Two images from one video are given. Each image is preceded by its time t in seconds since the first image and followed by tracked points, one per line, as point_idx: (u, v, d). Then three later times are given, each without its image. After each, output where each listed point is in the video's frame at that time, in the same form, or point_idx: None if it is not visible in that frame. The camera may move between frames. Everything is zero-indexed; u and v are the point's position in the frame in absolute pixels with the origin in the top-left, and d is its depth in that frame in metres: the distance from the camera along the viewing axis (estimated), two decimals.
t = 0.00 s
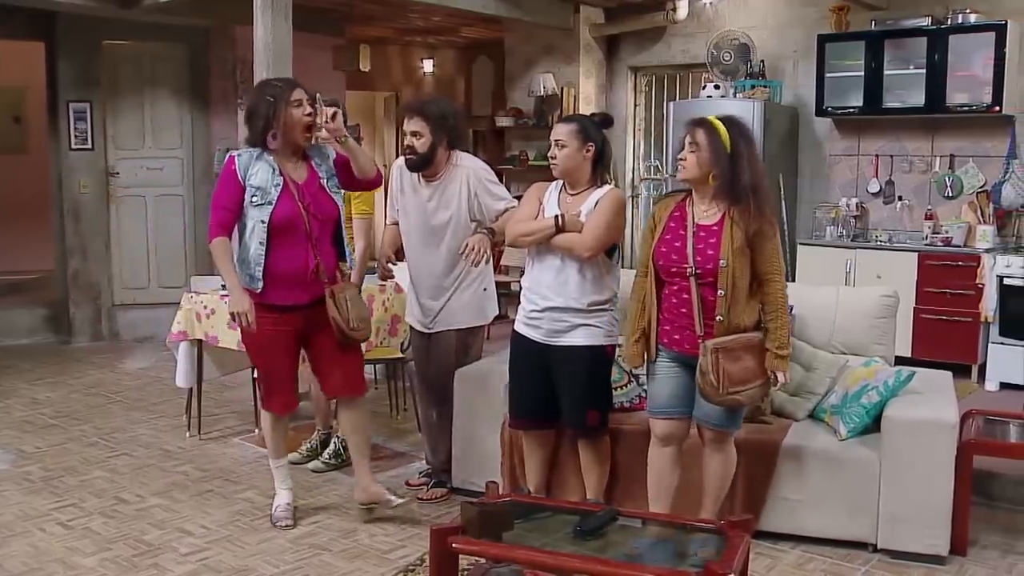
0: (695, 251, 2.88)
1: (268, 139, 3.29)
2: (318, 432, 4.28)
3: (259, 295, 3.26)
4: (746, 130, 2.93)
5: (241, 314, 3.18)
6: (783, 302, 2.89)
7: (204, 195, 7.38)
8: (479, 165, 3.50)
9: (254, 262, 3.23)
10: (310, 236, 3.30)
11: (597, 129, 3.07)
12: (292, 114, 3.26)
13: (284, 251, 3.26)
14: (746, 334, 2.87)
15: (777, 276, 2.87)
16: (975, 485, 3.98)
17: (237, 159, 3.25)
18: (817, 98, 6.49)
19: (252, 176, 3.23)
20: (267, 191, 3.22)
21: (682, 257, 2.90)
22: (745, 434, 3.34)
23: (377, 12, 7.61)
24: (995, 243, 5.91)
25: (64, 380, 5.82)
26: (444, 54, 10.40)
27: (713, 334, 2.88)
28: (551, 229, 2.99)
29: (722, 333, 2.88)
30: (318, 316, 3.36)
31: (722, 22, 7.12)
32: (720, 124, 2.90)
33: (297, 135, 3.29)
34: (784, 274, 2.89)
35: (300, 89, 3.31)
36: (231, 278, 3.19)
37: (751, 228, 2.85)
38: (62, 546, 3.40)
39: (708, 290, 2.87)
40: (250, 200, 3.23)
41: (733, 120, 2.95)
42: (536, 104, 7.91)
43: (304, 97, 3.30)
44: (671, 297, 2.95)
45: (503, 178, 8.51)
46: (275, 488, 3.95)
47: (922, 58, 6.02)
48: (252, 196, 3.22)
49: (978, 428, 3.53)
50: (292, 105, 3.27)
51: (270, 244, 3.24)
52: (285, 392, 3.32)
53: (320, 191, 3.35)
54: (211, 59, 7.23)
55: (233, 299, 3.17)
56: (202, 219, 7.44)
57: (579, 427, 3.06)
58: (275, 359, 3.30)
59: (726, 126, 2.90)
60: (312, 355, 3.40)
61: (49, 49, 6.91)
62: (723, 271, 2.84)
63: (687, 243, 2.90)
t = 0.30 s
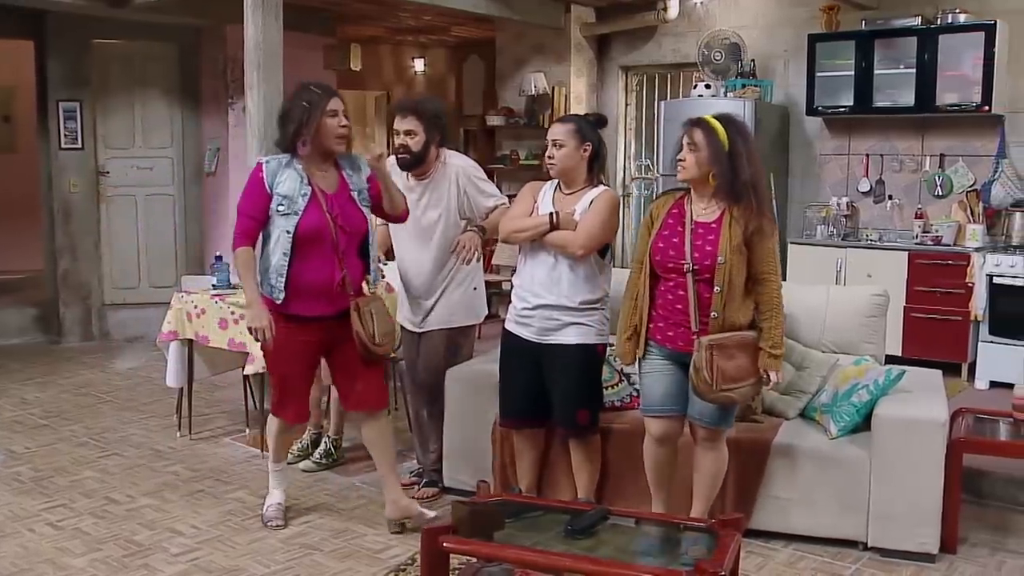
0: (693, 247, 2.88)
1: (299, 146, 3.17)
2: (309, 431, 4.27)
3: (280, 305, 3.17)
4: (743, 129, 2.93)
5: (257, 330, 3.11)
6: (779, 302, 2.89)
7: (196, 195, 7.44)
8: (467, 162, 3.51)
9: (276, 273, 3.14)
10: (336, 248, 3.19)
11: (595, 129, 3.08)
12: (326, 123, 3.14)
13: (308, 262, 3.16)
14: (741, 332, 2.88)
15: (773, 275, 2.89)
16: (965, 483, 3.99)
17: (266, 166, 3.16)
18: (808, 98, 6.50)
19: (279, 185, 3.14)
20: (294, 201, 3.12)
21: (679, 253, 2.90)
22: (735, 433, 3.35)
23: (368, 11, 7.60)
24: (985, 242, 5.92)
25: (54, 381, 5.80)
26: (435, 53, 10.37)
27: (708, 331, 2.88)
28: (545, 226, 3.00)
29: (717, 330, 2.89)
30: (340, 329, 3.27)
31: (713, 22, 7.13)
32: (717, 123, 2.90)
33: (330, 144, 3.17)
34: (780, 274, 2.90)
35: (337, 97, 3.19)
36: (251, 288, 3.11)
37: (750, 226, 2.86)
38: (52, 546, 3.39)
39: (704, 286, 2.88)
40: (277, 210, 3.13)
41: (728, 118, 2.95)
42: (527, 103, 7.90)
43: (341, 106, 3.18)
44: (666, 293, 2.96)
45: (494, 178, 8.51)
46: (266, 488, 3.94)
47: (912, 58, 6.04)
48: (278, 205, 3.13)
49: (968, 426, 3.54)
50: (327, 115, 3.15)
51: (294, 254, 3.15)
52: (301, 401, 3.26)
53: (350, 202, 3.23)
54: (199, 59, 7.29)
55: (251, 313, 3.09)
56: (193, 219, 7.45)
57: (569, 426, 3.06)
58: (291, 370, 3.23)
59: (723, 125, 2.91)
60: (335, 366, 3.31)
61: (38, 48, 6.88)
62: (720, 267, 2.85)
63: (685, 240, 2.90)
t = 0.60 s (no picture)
0: (675, 244, 2.89)
1: (357, 149, 3.07)
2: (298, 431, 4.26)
3: (330, 309, 3.08)
4: (728, 127, 2.94)
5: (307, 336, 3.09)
6: (759, 302, 2.90)
7: (184, 194, 7.43)
8: (453, 163, 3.50)
9: (326, 278, 3.05)
10: (390, 254, 3.09)
11: (588, 128, 3.09)
12: (388, 130, 3.06)
13: (361, 268, 3.07)
14: (722, 329, 2.88)
15: (754, 274, 2.89)
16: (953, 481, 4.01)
17: (321, 167, 3.06)
18: (797, 97, 6.52)
19: (334, 188, 3.05)
20: (348, 206, 3.03)
21: (661, 250, 2.92)
22: (724, 431, 3.35)
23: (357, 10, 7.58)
24: (972, 241, 5.94)
25: (42, 381, 5.77)
26: (424, 52, 10.35)
27: (688, 327, 2.89)
28: (536, 223, 3.00)
29: (697, 327, 2.89)
30: (388, 336, 3.18)
31: (702, 21, 7.14)
32: (703, 121, 2.91)
33: (388, 149, 3.09)
34: (760, 273, 2.90)
35: (400, 102, 3.10)
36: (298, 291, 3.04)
37: (732, 223, 2.87)
38: (40, 548, 3.37)
39: (685, 282, 2.89)
40: (329, 214, 3.05)
41: (713, 116, 2.96)
42: (517, 103, 7.89)
43: (403, 112, 3.09)
44: (648, 290, 2.97)
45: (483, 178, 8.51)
46: (255, 488, 3.93)
47: (900, 58, 6.06)
48: (333, 209, 3.04)
49: (956, 425, 3.56)
50: (390, 121, 3.06)
51: (347, 259, 3.06)
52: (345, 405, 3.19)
53: (405, 209, 3.13)
54: (187, 58, 7.29)
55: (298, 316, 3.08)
56: (182, 218, 7.43)
57: (557, 425, 3.07)
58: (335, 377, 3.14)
59: (709, 123, 2.91)
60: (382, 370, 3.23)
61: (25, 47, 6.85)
62: (701, 264, 2.85)
63: (667, 237, 2.91)
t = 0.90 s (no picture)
0: (652, 241, 2.90)
1: (380, 139, 2.98)
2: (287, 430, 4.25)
3: (358, 302, 2.96)
4: (705, 125, 2.95)
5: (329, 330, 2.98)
6: (736, 295, 2.87)
7: (173, 193, 7.41)
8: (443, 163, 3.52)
9: (352, 270, 2.94)
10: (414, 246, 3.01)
11: (581, 128, 3.10)
12: (413, 122, 2.97)
13: (387, 260, 2.96)
14: (700, 324, 2.88)
15: (731, 269, 2.88)
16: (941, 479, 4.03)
17: (344, 158, 2.97)
18: (785, 96, 6.53)
19: (358, 178, 2.95)
20: (374, 196, 2.93)
21: (638, 247, 2.93)
22: (713, 430, 3.35)
23: (346, 7, 7.57)
24: (960, 240, 5.97)
25: (30, 381, 5.75)
26: (414, 51, 10.34)
27: (667, 323, 2.90)
28: (524, 220, 3.02)
29: (675, 322, 2.90)
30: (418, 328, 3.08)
31: (691, 20, 7.15)
32: (680, 120, 2.93)
33: (411, 140, 3.00)
34: (738, 268, 2.89)
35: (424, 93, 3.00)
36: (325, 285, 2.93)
37: (708, 219, 2.86)
38: (28, 548, 3.36)
39: (662, 279, 2.89)
40: (354, 204, 2.95)
41: (692, 115, 2.97)
42: (506, 101, 7.88)
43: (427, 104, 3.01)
44: (627, 288, 2.97)
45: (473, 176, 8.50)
46: (244, 488, 3.93)
47: (888, 57, 6.08)
48: (357, 199, 2.94)
49: (944, 423, 3.57)
50: (413, 112, 2.97)
51: (373, 250, 2.95)
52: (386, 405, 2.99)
53: (430, 198, 3.05)
54: (176, 56, 7.27)
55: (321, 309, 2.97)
56: (170, 216, 7.41)
57: (548, 422, 3.09)
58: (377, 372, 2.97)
59: (685, 121, 2.93)
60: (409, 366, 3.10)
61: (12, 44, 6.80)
62: (678, 259, 2.86)
63: (645, 234, 2.92)
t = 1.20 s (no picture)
0: (634, 241, 2.92)
1: (395, 139, 2.96)
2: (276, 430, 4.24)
3: (382, 303, 2.92)
4: (680, 124, 2.99)
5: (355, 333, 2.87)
6: (718, 290, 2.90)
7: (162, 192, 7.39)
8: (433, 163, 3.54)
9: (374, 270, 2.91)
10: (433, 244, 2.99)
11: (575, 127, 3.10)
12: (426, 119, 2.95)
13: (410, 259, 2.94)
14: (684, 321, 2.90)
15: (714, 264, 2.90)
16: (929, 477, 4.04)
17: (359, 158, 2.93)
18: (774, 95, 6.54)
19: (375, 178, 2.92)
20: (393, 194, 2.91)
21: (621, 246, 2.94)
22: (702, 429, 3.35)
23: (335, 6, 7.55)
24: (948, 238, 6.00)
25: (18, 381, 5.73)
26: (404, 50, 10.32)
27: (653, 320, 2.92)
28: (516, 218, 3.00)
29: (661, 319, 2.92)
30: (442, 326, 3.05)
31: (680, 19, 7.16)
32: (657, 120, 2.96)
33: (424, 138, 2.98)
34: (720, 263, 2.90)
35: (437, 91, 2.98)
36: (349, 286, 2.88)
37: (688, 216, 2.89)
38: (16, 549, 3.35)
39: (647, 277, 2.91)
40: (373, 203, 2.92)
41: (667, 115, 3.01)
42: (495, 100, 7.87)
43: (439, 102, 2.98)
44: (612, 287, 2.99)
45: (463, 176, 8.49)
46: (234, 488, 3.92)
47: (877, 56, 6.10)
48: (377, 199, 2.91)
49: (932, 420, 3.58)
50: (427, 109, 2.95)
51: (395, 250, 2.93)
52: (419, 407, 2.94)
53: (446, 195, 3.04)
54: (165, 55, 7.25)
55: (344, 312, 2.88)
56: (160, 216, 7.39)
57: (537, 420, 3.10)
58: (410, 372, 2.92)
59: (661, 120, 2.96)
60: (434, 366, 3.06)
61: None
62: (662, 257, 2.88)
63: (626, 234, 2.94)
